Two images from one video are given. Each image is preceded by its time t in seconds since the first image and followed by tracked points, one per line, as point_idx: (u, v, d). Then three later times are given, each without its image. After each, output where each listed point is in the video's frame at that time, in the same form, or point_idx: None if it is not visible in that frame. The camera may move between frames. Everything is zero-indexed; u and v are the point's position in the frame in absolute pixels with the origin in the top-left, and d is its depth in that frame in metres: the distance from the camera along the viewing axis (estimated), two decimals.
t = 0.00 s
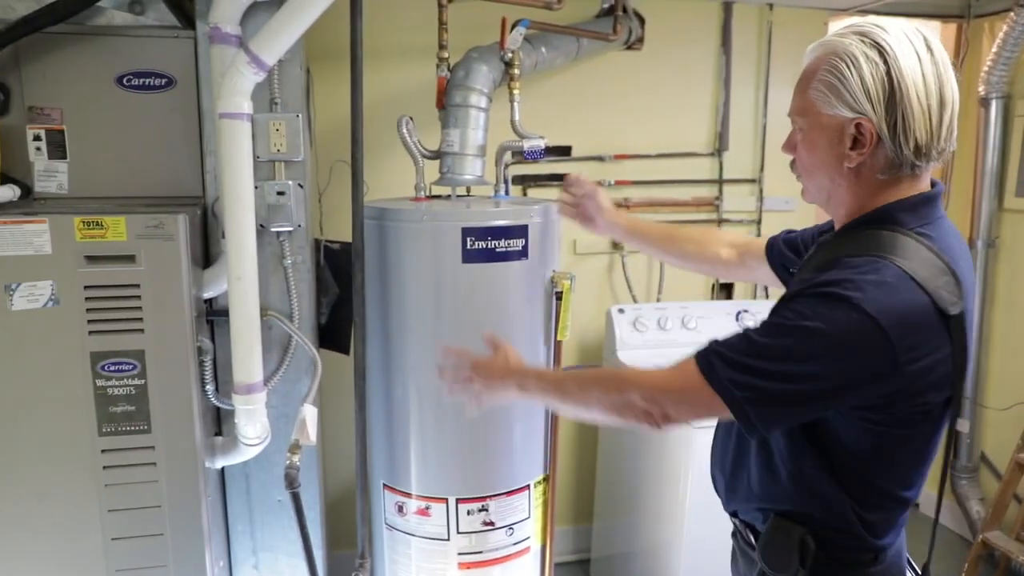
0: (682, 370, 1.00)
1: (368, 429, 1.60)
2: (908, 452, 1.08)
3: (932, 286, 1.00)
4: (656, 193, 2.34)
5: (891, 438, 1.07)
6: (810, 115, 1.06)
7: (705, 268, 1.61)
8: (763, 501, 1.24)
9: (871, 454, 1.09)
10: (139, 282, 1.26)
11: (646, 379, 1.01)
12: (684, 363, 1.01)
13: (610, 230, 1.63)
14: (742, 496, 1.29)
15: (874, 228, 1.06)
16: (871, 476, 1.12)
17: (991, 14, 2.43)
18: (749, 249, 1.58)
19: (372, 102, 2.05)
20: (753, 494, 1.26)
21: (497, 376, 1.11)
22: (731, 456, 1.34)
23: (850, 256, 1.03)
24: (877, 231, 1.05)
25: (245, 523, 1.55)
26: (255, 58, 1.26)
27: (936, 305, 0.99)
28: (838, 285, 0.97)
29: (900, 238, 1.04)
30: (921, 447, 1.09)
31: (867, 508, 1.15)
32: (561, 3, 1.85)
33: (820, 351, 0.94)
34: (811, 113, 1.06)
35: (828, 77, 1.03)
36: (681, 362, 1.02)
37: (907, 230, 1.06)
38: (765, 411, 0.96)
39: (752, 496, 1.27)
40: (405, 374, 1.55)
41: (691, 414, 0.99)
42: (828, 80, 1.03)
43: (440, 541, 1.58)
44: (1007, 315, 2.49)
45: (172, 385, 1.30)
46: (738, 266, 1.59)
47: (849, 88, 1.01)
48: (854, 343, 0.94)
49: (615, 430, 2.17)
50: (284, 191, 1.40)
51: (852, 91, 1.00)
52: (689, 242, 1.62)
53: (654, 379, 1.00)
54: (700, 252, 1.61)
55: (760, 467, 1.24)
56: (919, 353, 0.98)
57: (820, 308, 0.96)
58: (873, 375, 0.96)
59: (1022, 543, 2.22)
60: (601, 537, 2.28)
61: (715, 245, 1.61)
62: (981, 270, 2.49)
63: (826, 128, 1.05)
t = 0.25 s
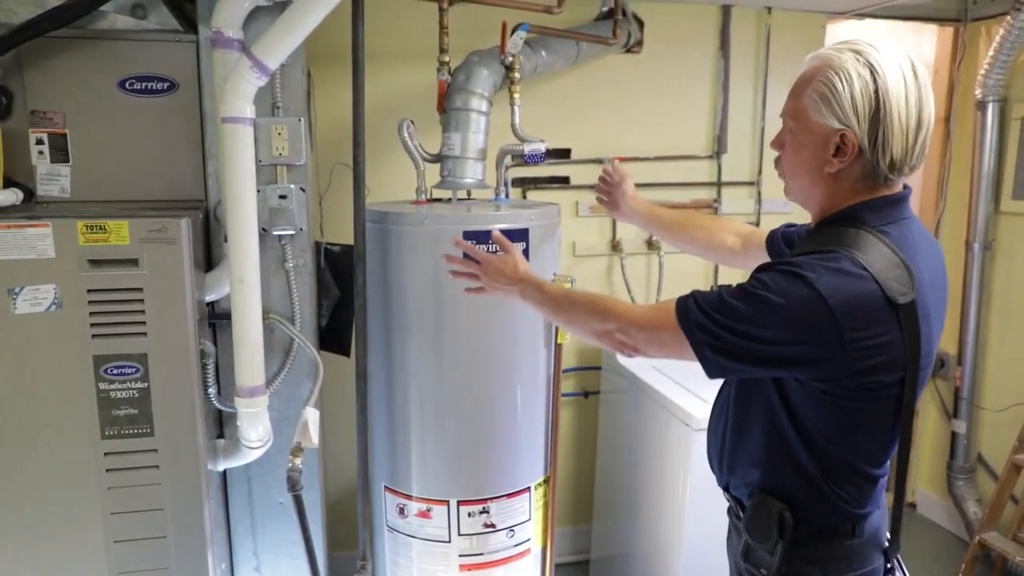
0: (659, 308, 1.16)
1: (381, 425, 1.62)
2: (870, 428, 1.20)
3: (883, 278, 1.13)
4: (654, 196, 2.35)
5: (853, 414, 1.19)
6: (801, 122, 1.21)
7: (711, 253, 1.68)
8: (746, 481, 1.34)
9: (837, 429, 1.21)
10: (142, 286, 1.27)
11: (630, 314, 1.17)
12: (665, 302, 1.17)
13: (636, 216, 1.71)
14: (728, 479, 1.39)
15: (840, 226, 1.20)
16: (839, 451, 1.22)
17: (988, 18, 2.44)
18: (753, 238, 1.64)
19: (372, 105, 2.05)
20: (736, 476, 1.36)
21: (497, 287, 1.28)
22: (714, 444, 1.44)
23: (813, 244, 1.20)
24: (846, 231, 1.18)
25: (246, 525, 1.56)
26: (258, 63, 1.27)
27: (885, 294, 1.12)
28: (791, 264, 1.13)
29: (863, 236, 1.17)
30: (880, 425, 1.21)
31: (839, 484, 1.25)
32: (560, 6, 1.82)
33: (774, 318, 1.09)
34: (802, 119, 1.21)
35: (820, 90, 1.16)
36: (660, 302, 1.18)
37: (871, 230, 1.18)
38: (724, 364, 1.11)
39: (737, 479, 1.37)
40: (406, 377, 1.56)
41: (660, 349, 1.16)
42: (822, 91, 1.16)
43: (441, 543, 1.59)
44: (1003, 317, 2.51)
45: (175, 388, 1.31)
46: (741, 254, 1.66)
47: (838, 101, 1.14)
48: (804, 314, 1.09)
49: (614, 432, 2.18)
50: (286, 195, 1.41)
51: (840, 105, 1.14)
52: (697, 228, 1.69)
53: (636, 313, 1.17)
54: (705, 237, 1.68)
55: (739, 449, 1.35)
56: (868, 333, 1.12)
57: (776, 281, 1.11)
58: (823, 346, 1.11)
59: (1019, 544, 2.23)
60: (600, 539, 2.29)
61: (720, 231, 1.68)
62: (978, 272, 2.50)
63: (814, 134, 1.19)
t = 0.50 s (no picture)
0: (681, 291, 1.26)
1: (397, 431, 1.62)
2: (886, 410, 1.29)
3: (892, 266, 1.24)
4: (667, 200, 2.34)
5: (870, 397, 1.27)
6: (808, 130, 1.31)
7: (701, 270, 1.77)
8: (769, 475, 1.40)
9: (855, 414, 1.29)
10: (160, 290, 1.26)
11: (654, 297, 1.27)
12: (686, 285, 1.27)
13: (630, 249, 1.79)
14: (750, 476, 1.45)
15: (848, 223, 1.29)
16: (859, 435, 1.29)
17: (1002, 22, 2.43)
18: (743, 251, 1.75)
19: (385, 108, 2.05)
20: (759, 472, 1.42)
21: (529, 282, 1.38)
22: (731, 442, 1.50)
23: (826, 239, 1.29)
24: (851, 225, 1.28)
25: (261, 531, 1.55)
26: (278, 66, 1.26)
27: (896, 280, 1.22)
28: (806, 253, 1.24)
29: (872, 231, 1.27)
30: (894, 408, 1.29)
31: (861, 469, 1.32)
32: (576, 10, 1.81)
33: (793, 299, 1.19)
34: (808, 128, 1.31)
35: (828, 100, 1.27)
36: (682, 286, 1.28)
37: (876, 225, 1.28)
38: (747, 342, 1.21)
39: (760, 476, 1.42)
40: (422, 381, 1.55)
41: (682, 328, 1.26)
42: (830, 101, 1.27)
43: (457, 550, 1.58)
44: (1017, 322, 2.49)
45: (192, 393, 1.30)
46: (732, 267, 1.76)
47: (845, 110, 1.25)
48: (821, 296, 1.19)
49: (626, 437, 2.17)
50: (304, 198, 1.40)
51: (847, 113, 1.25)
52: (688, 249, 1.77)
53: (658, 296, 1.27)
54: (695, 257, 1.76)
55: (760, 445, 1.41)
56: (880, 316, 1.22)
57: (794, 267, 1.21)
58: (838, 327, 1.20)
59: None
60: (612, 544, 2.28)
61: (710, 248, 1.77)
62: (991, 276, 2.49)
63: (822, 140, 1.29)
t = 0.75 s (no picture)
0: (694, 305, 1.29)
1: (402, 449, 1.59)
2: (902, 406, 1.30)
3: (899, 262, 1.27)
4: (673, 216, 2.32)
5: (886, 395, 1.28)
6: (801, 142, 1.33)
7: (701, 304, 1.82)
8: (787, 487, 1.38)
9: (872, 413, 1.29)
10: (164, 310, 1.23)
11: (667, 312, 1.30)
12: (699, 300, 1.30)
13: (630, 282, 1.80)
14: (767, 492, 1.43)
15: (847, 227, 1.31)
16: (878, 434, 1.30)
17: (1005, 38, 2.43)
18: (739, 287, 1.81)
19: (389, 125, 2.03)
20: (778, 486, 1.40)
21: (541, 308, 1.42)
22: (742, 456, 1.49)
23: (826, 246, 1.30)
24: (853, 228, 1.31)
25: (264, 556, 1.51)
26: (286, 82, 1.24)
27: (902, 274, 1.25)
28: (812, 253, 1.27)
29: (870, 231, 1.29)
30: (909, 403, 1.30)
31: (882, 470, 1.32)
32: (585, 26, 1.79)
33: (803, 297, 1.22)
34: (802, 139, 1.33)
35: (820, 111, 1.30)
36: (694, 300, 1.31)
37: (876, 227, 1.31)
38: (760, 342, 1.23)
39: (779, 491, 1.40)
40: (429, 401, 1.52)
41: (696, 343, 1.29)
42: (822, 112, 1.30)
43: None
44: None
45: (196, 415, 1.27)
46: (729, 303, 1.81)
47: (838, 120, 1.28)
48: (831, 292, 1.22)
49: (634, 457, 2.13)
50: (311, 216, 1.37)
51: (840, 122, 1.28)
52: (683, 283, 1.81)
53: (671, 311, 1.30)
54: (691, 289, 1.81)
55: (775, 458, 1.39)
56: (890, 310, 1.24)
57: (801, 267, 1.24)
58: (850, 323, 1.23)
59: None
60: (619, 567, 2.24)
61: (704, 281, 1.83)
62: (999, 293, 2.48)
63: (817, 150, 1.31)
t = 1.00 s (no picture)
0: (707, 322, 1.28)
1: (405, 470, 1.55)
2: (921, 420, 1.28)
3: (913, 273, 1.27)
4: (674, 237, 2.31)
5: (905, 409, 1.27)
6: (802, 161, 1.33)
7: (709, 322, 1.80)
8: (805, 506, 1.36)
9: (890, 427, 1.27)
10: (163, 329, 1.21)
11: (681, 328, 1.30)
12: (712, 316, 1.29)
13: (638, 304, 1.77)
14: (783, 513, 1.41)
15: (856, 241, 1.31)
16: (898, 449, 1.28)
17: (1003, 60, 2.45)
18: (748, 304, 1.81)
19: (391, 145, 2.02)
20: (795, 506, 1.38)
21: (552, 331, 1.40)
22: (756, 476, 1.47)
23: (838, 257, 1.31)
24: (861, 241, 1.31)
25: None
26: (291, 100, 1.23)
27: (915, 283, 1.26)
28: (827, 264, 1.27)
29: (882, 244, 1.29)
30: (928, 417, 1.29)
31: (902, 486, 1.29)
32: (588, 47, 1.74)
33: (821, 307, 1.21)
34: (804, 159, 1.33)
35: (820, 130, 1.30)
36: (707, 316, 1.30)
37: (886, 239, 1.31)
38: (778, 354, 1.22)
39: (796, 512, 1.37)
40: (432, 421, 1.49)
41: (712, 358, 1.28)
42: (823, 132, 1.30)
43: None
44: None
45: (195, 437, 1.24)
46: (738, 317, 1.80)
47: (840, 139, 1.28)
48: (848, 301, 1.21)
49: (638, 480, 2.10)
50: (313, 235, 1.36)
51: (842, 141, 1.28)
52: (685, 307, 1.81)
53: (685, 327, 1.29)
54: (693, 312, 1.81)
55: (792, 477, 1.37)
56: (907, 320, 1.24)
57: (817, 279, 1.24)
58: (868, 332, 1.22)
59: None
60: None
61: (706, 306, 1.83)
62: (1002, 313, 2.47)
63: (819, 170, 1.31)
